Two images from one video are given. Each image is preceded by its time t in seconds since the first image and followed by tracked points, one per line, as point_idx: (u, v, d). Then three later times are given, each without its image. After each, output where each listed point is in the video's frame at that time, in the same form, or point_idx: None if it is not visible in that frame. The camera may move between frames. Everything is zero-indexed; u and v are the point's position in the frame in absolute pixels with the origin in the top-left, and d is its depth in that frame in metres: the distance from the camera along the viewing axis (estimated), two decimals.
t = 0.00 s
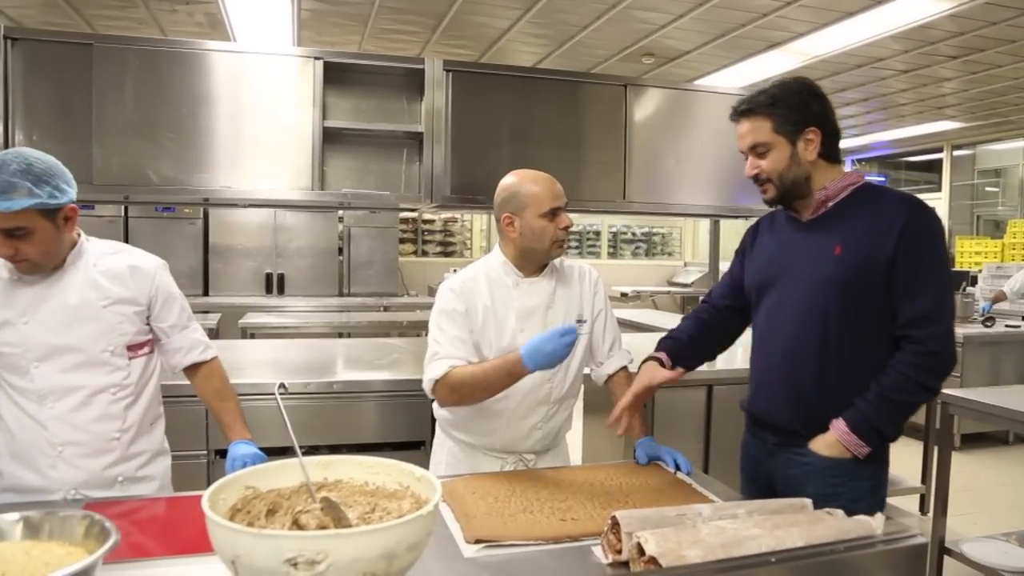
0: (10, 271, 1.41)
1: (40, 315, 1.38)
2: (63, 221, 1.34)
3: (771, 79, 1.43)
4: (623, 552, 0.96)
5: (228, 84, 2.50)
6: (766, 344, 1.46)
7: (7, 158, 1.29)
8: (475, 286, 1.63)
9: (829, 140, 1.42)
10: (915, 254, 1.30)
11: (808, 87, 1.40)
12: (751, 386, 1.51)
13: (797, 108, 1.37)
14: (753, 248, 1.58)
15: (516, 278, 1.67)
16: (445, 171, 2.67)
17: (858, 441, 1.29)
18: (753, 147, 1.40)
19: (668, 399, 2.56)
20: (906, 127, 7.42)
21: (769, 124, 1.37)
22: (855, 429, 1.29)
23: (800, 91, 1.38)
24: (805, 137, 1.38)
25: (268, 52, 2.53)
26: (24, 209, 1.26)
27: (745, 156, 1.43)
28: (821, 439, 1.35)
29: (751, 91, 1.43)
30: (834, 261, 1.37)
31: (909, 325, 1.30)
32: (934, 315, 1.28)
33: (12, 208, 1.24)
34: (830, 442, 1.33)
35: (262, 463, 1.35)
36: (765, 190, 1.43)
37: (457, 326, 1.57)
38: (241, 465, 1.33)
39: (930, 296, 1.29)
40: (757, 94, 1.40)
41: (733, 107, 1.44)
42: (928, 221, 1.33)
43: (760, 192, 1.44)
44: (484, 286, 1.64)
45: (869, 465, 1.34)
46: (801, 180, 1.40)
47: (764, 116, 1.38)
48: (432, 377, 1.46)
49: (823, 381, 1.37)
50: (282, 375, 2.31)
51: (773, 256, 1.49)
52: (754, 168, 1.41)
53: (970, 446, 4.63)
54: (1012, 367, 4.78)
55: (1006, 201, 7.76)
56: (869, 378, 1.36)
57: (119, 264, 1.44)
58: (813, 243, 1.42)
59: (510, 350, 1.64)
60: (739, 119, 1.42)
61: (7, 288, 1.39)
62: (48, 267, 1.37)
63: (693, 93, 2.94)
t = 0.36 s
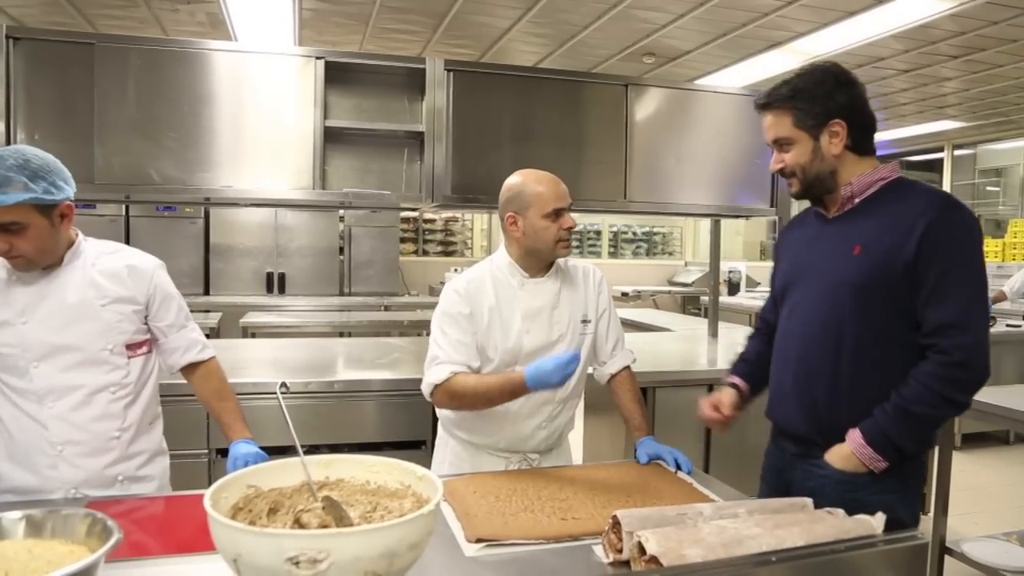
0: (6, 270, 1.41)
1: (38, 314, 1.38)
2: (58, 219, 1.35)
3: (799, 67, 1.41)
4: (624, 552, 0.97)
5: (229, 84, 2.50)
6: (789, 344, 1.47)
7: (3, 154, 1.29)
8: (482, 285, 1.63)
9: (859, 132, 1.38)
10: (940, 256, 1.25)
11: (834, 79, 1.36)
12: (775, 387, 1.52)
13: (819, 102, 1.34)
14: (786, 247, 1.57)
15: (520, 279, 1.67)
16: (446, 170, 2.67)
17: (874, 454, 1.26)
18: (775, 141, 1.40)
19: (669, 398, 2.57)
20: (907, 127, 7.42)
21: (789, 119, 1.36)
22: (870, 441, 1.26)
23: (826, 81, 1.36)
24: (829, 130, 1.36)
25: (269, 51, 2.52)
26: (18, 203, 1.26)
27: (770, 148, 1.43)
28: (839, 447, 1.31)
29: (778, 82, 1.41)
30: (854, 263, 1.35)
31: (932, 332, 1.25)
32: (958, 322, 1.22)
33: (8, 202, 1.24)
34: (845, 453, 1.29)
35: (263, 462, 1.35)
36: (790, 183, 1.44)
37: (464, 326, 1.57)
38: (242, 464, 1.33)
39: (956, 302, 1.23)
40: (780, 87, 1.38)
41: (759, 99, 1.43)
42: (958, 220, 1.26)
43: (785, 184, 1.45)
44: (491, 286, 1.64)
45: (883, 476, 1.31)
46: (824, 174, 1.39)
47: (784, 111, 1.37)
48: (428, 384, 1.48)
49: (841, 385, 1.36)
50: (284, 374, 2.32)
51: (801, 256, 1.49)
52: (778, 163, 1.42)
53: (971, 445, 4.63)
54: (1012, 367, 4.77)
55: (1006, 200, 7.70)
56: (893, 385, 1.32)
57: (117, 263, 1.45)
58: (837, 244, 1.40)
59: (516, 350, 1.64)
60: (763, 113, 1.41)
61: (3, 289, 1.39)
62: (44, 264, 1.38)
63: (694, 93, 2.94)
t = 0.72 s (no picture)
0: (8, 269, 1.41)
1: (43, 314, 1.39)
2: (60, 220, 1.35)
3: (814, 66, 1.41)
4: (626, 552, 0.97)
5: (231, 84, 2.51)
6: (799, 351, 1.49)
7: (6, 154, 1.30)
8: (484, 285, 1.64)
9: (875, 132, 1.37)
10: (930, 262, 1.24)
11: (847, 79, 1.36)
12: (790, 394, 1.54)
13: (830, 103, 1.35)
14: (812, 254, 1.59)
15: (521, 279, 1.67)
16: (447, 171, 2.68)
17: (862, 464, 1.28)
18: (788, 143, 1.41)
19: (670, 398, 2.57)
20: (908, 128, 7.41)
21: (800, 121, 1.38)
22: (859, 451, 1.27)
23: (839, 81, 1.36)
24: (842, 131, 1.36)
25: (271, 51, 2.53)
26: (19, 202, 1.27)
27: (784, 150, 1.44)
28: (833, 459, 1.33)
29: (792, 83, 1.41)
30: (851, 270, 1.36)
31: (921, 340, 1.24)
32: (943, 330, 1.21)
33: (8, 200, 1.25)
34: (839, 463, 1.31)
35: (264, 461, 1.36)
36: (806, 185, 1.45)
37: (464, 326, 1.58)
38: (244, 464, 1.34)
39: (944, 309, 1.21)
40: (791, 89, 1.40)
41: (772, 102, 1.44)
42: (952, 224, 1.24)
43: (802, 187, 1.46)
44: (492, 286, 1.65)
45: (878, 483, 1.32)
46: (836, 176, 1.40)
47: (794, 113, 1.38)
48: (426, 381, 1.50)
49: (839, 392, 1.37)
50: (285, 374, 2.32)
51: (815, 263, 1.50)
52: (792, 164, 1.43)
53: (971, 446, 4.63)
54: (1013, 368, 4.78)
55: (1008, 201, 7.63)
56: (890, 394, 1.32)
57: (120, 263, 1.45)
58: (843, 250, 1.41)
59: (517, 350, 1.64)
60: (778, 114, 1.42)
61: (5, 289, 1.39)
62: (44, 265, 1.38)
63: (695, 94, 2.94)
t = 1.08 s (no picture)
0: (10, 272, 1.41)
1: (43, 315, 1.39)
2: (60, 226, 1.36)
3: (820, 66, 1.41)
4: (626, 552, 0.97)
5: (232, 85, 2.51)
6: (800, 353, 1.49)
7: (3, 163, 1.29)
8: (483, 288, 1.64)
9: (881, 134, 1.38)
10: (936, 265, 1.24)
11: (857, 77, 1.37)
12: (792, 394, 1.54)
13: (842, 101, 1.35)
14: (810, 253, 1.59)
15: (522, 282, 1.67)
16: (448, 172, 2.68)
17: (871, 465, 1.27)
18: (792, 142, 1.40)
19: (670, 399, 2.57)
20: (909, 129, 7.42)
21: (809, 119, 1.37)
22: (868, 454, 1.26)
23: (848, 81, 1.36)
24: (850, 130, 1.36)
25: (273, 53, 2.53)
26: (19, 214, 1.26)
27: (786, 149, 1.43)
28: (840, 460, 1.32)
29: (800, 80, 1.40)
30: (854, 273, 1.36)
31: (928, 344, 1.24)
32: (952, 333, 1.20)
33: (9, 213, 1.24)
34: (846, 464, 1.30)
35: (265, 462, 1.36)
36: (807, 184, 1.44)
37: (462, 330, 1.58)
38: (244, 465, 1.34)
39: (951, 312, 1.21)
40: (801, 85, 1.38)
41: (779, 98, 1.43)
42: (957, 227, 1.24)
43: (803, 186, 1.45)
44: (492, 288, 1.65)
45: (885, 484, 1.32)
46: (840, 177, 1.40)
47: (804, 110, 1.37)
48: (433, 393, 1.50)
49: (844, 393, 1.37)
50: (286, 375, 2.32)
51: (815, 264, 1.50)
52: (796, 163, 1.42)
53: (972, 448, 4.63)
54: (1013, 369, 4.77)
55: (1008, 202, 7.67)
56: (897, 396, 1.32)
57: (120, 264, 1.46)
58: (844, 252, 1.41)
59: (517, 352, 1.64)
60: (784, 111, 1.41)
61: (6, 290, 1.39)
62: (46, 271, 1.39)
63: (696, 95, 2.94)
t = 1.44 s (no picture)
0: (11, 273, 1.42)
1: (43, 317, 1.39)
2: (51, 228, 1.36)
3: (797, 75, 1.40)
4: (626, 554, 0.97)
5: (232, 86, 2.52)
6: (791, 355, 1.47)
7: None
8: (482, 289, 1.64)
9: (861, 140, 1.38)
10: (944, 268, 1.25)
11: (836, 84, 1.37)
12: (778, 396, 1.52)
13: (821, 110, 1.34)
14: (786, 253, 1.58)
15: (522, 283, 1.67)
16: (449, 172, 2.68)
17: (879, 459, 1.27)
18: (773, 150, 1.38)
19: (671, 400, 2.57)
20: (909, 130, 7.41)
21: (790, 127, 1.35)
22: (876, 447, 1.27)
23: (826, 89, 1.35)
24: (830, 137, 1.36)
25: (275, 54, 2.53)
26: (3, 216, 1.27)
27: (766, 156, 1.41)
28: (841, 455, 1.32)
29: (779, 88, 1.39)
30: (855, 276, 1.35)
31: (937, 344, 1.25)
32: (964, 334, 1.22)
33: None
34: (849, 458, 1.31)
35: (265, 464, 1.36)
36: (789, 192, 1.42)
37: (461, 331, 1.58)
38: (245, 466, 1.34)
39: (963, 313, 1.23)
40: (780, 94, 1.37)
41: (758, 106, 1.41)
42: (961, 230, 1.27)
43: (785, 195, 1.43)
44: (491, 289, 1.65)
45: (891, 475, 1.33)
46: (824, 182, 1.38)
47: (784, 118, 1.35)
48: (413, 387, 1.53)
49: (845, 395, 1.36)
50: (286, 376, 2.32)
51: (801, 266, 1.49)
52: (778, 171, 1.39)
53: (973, 449, 4.63)
54: (1014, 370, 4.77)
55: (1009, 204, 7.68)
56: (898, 395, 1.33)
57: (120, 265, 1.46)
58: (838, 254, 1.41)
59: (517, 353, 1.63)
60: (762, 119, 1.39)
61: (7, 292, 1.39)
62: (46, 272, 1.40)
63: (696, 96, 2.94)
